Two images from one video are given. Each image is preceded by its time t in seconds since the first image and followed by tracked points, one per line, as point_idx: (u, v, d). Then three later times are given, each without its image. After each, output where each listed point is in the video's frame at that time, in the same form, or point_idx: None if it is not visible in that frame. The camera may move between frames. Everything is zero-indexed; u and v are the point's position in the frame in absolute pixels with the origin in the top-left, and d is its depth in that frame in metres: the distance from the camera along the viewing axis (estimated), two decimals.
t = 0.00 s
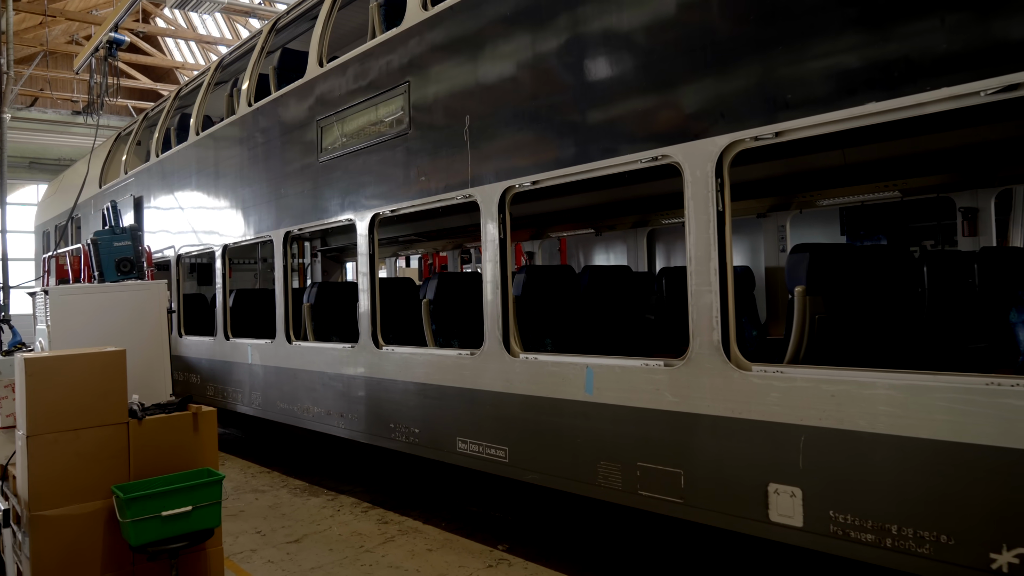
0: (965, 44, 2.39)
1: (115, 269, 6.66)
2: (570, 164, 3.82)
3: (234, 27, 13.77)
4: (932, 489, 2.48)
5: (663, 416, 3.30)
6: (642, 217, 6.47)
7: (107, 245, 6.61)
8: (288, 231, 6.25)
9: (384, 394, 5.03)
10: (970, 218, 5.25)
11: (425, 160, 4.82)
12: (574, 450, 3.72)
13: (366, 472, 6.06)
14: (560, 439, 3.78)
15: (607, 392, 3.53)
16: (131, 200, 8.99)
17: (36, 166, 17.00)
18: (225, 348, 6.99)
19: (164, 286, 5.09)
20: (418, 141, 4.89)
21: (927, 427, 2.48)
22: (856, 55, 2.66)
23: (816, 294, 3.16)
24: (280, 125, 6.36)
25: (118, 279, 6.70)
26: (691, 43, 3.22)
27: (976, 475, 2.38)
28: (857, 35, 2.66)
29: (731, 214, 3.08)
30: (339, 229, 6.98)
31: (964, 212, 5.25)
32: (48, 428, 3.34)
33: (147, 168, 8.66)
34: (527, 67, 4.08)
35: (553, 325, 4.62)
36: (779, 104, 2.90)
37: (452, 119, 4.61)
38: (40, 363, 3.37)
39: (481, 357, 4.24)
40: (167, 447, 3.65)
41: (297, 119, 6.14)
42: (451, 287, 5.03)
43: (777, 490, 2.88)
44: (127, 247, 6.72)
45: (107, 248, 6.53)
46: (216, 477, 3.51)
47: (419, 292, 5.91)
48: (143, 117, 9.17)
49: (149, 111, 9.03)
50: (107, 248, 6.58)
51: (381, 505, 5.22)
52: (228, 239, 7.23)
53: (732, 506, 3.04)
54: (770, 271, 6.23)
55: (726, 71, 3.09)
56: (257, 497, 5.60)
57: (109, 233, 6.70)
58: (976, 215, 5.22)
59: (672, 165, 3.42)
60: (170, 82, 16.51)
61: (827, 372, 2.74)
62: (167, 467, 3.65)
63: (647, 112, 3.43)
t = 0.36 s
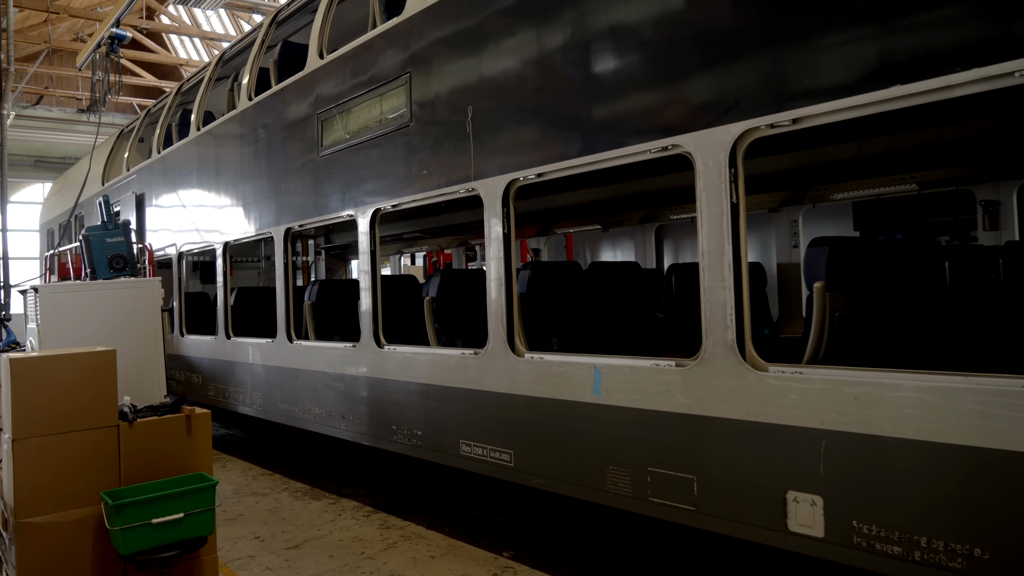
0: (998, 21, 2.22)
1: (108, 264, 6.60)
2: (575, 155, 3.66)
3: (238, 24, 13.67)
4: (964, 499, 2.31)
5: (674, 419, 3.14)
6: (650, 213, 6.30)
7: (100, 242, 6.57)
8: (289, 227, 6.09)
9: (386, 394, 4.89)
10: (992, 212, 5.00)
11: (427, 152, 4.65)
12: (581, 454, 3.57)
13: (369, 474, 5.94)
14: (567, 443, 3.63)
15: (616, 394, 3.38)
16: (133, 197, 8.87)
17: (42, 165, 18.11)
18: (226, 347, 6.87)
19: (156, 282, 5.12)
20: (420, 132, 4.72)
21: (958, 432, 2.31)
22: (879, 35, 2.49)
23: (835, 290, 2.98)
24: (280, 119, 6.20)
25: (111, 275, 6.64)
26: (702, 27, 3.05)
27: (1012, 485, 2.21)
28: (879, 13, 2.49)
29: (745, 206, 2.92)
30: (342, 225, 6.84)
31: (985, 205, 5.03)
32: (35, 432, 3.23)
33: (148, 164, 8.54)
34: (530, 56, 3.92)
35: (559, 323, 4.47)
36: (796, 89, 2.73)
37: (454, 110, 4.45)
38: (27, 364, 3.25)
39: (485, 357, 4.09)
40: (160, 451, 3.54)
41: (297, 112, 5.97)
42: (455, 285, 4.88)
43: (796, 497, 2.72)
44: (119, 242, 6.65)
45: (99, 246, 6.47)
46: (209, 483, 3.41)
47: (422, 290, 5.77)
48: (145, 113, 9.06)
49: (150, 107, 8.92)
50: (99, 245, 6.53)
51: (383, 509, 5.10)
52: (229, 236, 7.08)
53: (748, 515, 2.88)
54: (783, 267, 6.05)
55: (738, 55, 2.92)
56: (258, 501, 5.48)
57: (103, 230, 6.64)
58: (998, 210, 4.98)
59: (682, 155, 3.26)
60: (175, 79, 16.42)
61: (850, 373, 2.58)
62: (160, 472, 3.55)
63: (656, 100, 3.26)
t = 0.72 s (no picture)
0: None
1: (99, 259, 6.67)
2: (581, 144, 3.47)
3: (243, 19, 13.57)
4: (1004, 512, 2.12)
5: (687, 422, 2.97)
6: (660, 207, 6.11)
7: (91, 236, 6.64)
8: (289, 223, 5.95)
9: (388, 394, 4.74)
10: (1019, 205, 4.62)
11: (428, 143, 4.48)
12: (589, 458, 3.41)
13: (372, 476, 5.81)
14: (573, 446, 3.47)
15: (625, 395, 3.21)
16: (135, 193, 8.77)
17: (50, 163, 18.59)
18: (227, 345, 6.75)
19: (147, 279, 5.48)
20: (421, 122, 4.54)
21: (997, 439, 2.12)
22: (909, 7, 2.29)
23: (859, 285, 2.80)
24: (279, 112, 6.05)
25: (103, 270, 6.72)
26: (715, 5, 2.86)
27: None
28: None
29: (762, 196, 2.74)
30: (344, 221, 6.70)
31: (1011, 198, 4.63)
32: (17, 433, 3.10)
33: (150, 161, 8.43)
34: (534, 42, 3.75)
35: (565, 321, 4.30)
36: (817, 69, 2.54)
37: (456, 99, 4.28)
38: (11, 363, 3.13)
39: (488, 356, 3.93)
40: (150, 452, 3.42)
41: (297, 104, 5.81)
42: (458, 281, 4.73)
43: (819, 507, 2.55)
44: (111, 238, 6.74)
45: (88, 242, 6.55)
46: (200, 487, 3.25)
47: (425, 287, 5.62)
48: (147, 109, 8.96)
49: (152, 103, 8.81)
50: (89, 240, 6.61)
51: (385, 513, 4.96)
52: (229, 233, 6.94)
53: (767, 524, 2.70)
54: (797, 263, 5.85)
55: (754, 35, 2.73)
56: (258, 503, 5.35)
57: (93, 222, 6.69)
58: None
59: (695, 142, 3.07)
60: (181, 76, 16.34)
61: (877, 374, 2.40)
62: (149, 475, 3.42)
63: (666, 85, 3.07)
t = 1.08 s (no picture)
0: None
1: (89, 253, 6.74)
2: (588, 131, 3.29)
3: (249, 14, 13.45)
4: None
5: (701, 426, 2.79)
6: (672, 200, 5.91)
7: (80, 231, 6.73)
8: (289, 217, 5.80)
9: (390, 393, 4.59)
10: None
11: (429, 133, 4.30)
12: (598, 464, 3.23)
13: (375, 478, 5.67)
14: (581, 450, 3.30)
15: (635, 397, 3.03)
16: (138, 189, 8.67)
17: (58, 160, 19.12)
18: (229, 343, 6.61)
19: (139, 274, 5.55)
20: (422, 112, 4.37)
21: None
22: None
23: (889, 280, 2.62)
24: (279, 103, 5.90)
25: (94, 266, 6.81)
26: None
27: None
28: None
29: (784, 184, 2.54)
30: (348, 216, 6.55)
31: None
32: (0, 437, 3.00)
33: (153, 156, 8.32)
34: (538, 25, 3.56)
35: (572, 318, 4.13)
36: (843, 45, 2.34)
37: (457, 87, 4.10)
38: None
39: (492, 355, 3.76)
40: (139, 456, 3.32)
41: (297, 95, 5.65)
42: (462, 277, 4.56)
43: (845, 520, 2.36)
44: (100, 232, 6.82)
45: (77, 239, 6.65)
46: (192, 492, 3.11)
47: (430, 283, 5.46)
48: (150, 104, 8.85)
49: (155, 97, 8.70)
50: (78, 235, 6.69)
51: (388, 516, 4.81)
52: (233, 228, 6.77)
53: (787, 536, 2.52)
54: (814, 259, 5.62)
55: (774, 11, 2.53)
56: (259, 504, 5.22)
57: (83, 217, 6.73)
58: None
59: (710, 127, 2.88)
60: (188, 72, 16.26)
61: (911, 377, 2.20)
62: (139, 478, 3.33)
63: (678, 66, 2.88)
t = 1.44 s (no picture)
0: None
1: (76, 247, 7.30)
2: (593, 119, 3.13)
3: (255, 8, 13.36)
4: None
5: (714, 430, 2.63)
6: (684, 194, 5.74)
7: (68, 226, 7.26)
8: (289, 212, 5.69)
9: (392, 393, 4.46)
10: None
11: (430, 124, 4.16)
12: (605, 468, 3.08)
13: (380, 479, 5.54)
14: (587, 454, 3.15)
15: (643, 398, 2.88)
16: (142, 185, 8.60)
17: (68, 157, 19.19)
18: (232, 340, 6.52)
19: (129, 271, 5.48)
20: (422, 102, 4.23)
21: None
22: None
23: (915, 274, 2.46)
24: (280, 95, 5.78)
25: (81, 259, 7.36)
26: None
27: None
28: None
29: (802, 172, 2.38)
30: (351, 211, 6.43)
31: None
32: None
33: (157, 151, 8.25)
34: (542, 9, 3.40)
35: (580, 316, 3.97)
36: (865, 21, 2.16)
37: (458, 76, 3.95)
38: None
39: (495, 354, 3.62)
40: (126, 458, 3.38)
41: (297, 87, 5.53)
42: (466, 273, 4.42)
43: (868, 532, 2.20)
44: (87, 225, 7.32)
45: (62, 234, 7.21)
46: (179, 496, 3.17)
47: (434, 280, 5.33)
48: (154, 98, 8.78)
49: (159, 91, 8.62)
50: (66, 230, 7.24)
51: (391, 518, 4.69)
52: (234, 224, 6.68)
53: (806, 548, 2.36)
54: (831, 254, 5.39)
55: None
56: (260, 505, 5.11)
57: (70, 212, 7.24)
58: None
59: (723, 113, 2.72)
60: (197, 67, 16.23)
61: (940, 379, 2.04)
62: (128, 479, 3.40)
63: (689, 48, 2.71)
